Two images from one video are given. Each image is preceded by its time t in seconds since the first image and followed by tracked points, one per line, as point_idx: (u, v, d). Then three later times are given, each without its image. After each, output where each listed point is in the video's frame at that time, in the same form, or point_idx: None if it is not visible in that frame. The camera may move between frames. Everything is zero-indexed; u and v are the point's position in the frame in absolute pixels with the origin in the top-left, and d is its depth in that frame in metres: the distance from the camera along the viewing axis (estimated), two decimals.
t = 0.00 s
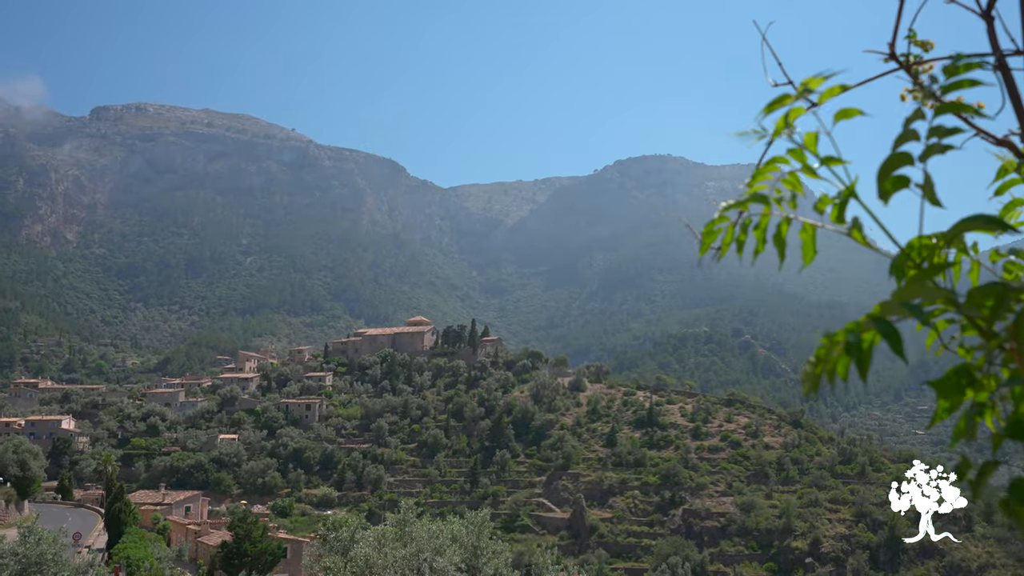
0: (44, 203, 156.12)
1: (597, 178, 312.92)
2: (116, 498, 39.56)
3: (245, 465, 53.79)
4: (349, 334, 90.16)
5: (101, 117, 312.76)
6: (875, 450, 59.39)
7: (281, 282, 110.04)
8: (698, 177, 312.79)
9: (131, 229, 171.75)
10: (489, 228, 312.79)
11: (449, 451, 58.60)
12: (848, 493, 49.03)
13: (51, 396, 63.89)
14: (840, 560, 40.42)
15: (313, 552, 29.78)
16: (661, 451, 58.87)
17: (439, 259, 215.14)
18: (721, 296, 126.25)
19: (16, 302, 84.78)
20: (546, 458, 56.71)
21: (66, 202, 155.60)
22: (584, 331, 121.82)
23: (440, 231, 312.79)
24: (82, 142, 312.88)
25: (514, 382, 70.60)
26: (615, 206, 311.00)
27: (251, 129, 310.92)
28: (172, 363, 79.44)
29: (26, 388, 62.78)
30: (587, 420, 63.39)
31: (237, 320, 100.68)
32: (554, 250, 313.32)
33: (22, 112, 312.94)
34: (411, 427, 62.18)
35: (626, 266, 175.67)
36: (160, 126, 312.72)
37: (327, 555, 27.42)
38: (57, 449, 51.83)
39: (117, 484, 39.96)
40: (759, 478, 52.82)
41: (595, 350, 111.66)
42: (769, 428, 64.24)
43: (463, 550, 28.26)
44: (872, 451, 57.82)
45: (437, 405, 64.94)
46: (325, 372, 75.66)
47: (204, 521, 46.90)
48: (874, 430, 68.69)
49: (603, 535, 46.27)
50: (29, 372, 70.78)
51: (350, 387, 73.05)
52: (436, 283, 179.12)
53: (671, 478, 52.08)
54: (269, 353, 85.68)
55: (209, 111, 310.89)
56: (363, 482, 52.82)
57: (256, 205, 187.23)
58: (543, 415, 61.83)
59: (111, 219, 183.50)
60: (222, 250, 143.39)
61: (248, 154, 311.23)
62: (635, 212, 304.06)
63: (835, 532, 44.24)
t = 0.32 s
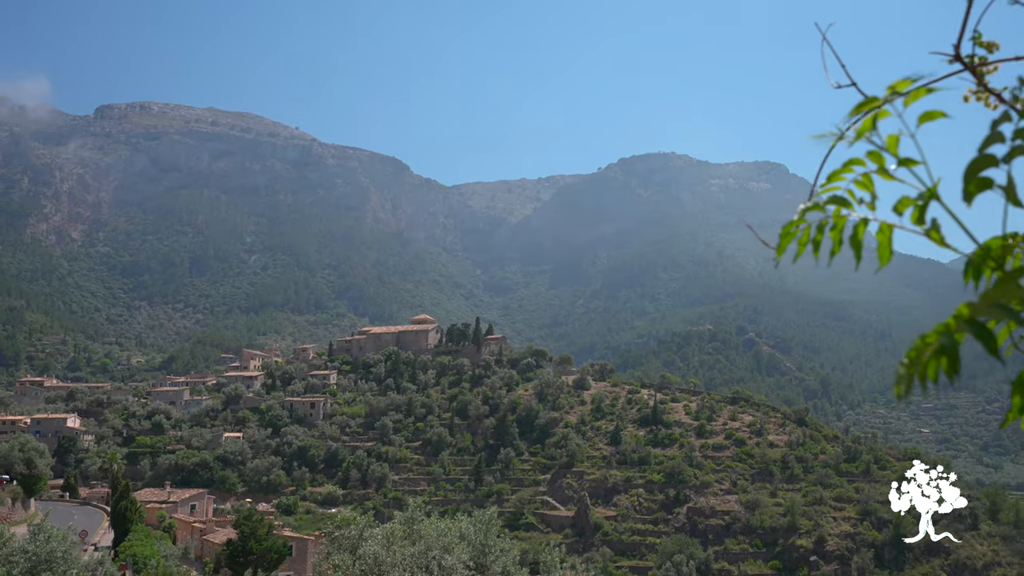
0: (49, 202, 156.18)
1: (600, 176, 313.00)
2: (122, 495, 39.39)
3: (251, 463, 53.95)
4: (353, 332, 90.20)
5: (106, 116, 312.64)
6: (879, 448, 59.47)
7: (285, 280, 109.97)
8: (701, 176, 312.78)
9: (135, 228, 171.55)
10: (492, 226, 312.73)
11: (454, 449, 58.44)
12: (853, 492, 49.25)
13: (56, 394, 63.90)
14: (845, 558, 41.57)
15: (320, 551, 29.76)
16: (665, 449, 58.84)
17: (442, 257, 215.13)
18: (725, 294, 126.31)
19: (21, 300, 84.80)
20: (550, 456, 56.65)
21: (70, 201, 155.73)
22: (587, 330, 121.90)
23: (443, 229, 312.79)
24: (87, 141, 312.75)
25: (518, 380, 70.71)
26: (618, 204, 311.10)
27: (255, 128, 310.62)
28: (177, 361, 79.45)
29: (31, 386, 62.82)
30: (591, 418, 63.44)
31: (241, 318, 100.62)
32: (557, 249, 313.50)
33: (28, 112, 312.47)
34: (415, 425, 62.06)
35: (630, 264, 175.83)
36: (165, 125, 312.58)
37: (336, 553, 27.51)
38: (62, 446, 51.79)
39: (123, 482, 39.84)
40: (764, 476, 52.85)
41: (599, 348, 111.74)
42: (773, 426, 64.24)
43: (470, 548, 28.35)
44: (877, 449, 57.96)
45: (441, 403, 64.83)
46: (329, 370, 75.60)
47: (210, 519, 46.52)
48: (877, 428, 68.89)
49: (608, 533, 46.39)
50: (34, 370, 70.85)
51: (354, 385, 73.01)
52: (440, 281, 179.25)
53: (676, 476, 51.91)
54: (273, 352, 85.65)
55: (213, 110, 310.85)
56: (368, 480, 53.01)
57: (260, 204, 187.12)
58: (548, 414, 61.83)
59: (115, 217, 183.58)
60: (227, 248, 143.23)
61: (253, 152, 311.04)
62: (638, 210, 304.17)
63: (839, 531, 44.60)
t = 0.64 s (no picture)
0: (59, 201, 156.29)
1: (607, 174, 312.98)
2: (132, 493, 39.38)
3: (259, 461, 54.04)
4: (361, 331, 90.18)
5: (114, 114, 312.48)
6: (888, 446, 59.30)
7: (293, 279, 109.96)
8: (708, 174, 312.82)
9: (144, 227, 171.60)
10: (499, 224, 312.79)
11: (461, 448, 58.50)
12: (861, 491, 49.30)
13: (65, 393, 63.98)
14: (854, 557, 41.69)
15: (332, 551, 29.68)
16: (672, 447, 58.69)
17: (450, 255, 215.31)
18: (733, 292, 126.12)
19: (30, 299, 84.79)
20: (558, 454, 56.60)
21: (79, 200, 156.26)
22: (595, 328, 121.82)
23: (450, 228, 312.77)
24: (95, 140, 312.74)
25: (526, 379, 70.65)
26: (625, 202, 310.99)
27: (262, 126, 310.59)
28: (185, 360, 79.54)
29: (41, 384, 62.95)
30: (599, 416, 63.38)
31: (250, 317, 100.67)
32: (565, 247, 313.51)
33: (36, 111, 312.37)
34: (423, 423, 61.97)
35: (638, 262, 175.81)
36: (173, 124, 312.46)
37: (348, 550, 27.65)
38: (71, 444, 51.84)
39: (134, 479, 39.83)
40: (772, 475, 52.68)
41: (606, 346, 111.66)
42: (781, 424, 64.04)
43: (482, 545, 28.39)
44: (885, 447, 57.85)
45: (449, 401, 64.73)
46: (337, 368, 75.62)
47: (219, 517, 46.34)
48: (886, 425, 68.81)
49: (616, 531, 46.37)
50: (43, 369, 71.05)
51: (362, 382, 72.98)
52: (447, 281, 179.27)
53: (684, 474, 51.95)
54: (281, 350, 85.71)
55: (221, 109, 310.62)
56: (376, 478, 53.09)
57: (268, 202, 186.93)
58: (556, 412, 61.75)
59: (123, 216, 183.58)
60: (235, 246, 143.23)
61: (260, 151, 311.02)
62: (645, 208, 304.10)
63: (848, 529, 44.74)
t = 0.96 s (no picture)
0: (76, 201, 156.86)
1: (621, 172, 312.83)
2: (151, 491, 39.57)
3: (275, 459, 54.24)
4: (376, 329, 90.22)
5: (131, 115, 312.73)
6: (905, 444, 58.83)
7: (308, 278, 110.11)
8: (723, 171, 312.67)
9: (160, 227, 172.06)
10: (513, 223, 312.95)
11: (476, 446, 58.49)
12: (878, 489, 49.07)
13: (83, 392, 64.30)
14: (872, 555, 41.55)
15: (350, 551, 29.61)
16: (688, 445, 58.34)
17: (464, 254, 215.68)
18: (748, 290, 125.56)
19: (49, 299, 85.16)
20: (573, 452, 56.37)
21: (95, 201, 157.48)
22: (610, 326, 121.58)
23: (464, 226, 312.88)
24: (111, 140, 313.54)
25: (540, 377, 70.62)
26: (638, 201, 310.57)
27: (277, 126, 310.78)
28: (202, 358, 79.80)
29: (59, 383, 63.40)
30: (613, 414, 63.11)
31: (265, 316, 100.91)
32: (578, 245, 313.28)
33: (53, 112, 313.36)
34: (438, 421, 61.87)
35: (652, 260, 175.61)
36: (188, 124, 312.71)
37: (366, 548, 27.81)
38: (89, 443, 52.07)
39: (152, 478, 40.02)
40: (788, 473, 52.34)
41: (621, 345, 111.45)
42: (797, 423, 63.70)
43: (500, 543, 28.49)
44: (903, 445, 57.43)
45: (463, 399, 64.52)
46: (352, 367, 75.61)
47: (235, 515, 46.28)
48: (903, 424, 68.21)
49: (630, 529, 46.28)
50: (61, 367, 71.64)
51: (377, 381, 73.01)
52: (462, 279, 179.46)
53: (699, 472, 51.35)
54: (297, 348, 85.96)
55: (236, 109, 310.76)
56: (391, 476, 53.22)
57: (284, 201, 187.03)
58: (570, 410, 61.45)
59: (140, 216, 184.20)
60: (251, 245, 143.49)
61: (275, 150, 311.51)
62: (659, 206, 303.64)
63: (866, 527, 44.51)
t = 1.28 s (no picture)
0: (99, 202, 157.83)
1: (639, 172, 311.96)
2: (175, 490, 39.90)
3: (296, 458, 54.47)
4: (396, 329, 90.34)
5: (152, 117, 313.16)
6: (929, 444, 58.14)
7: (329, 278, 110.45)
8: (743, 169, 312.75)
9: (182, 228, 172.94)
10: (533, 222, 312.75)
11: (496, 445, 58.45)
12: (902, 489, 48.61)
13: (107, 391, 64.75)
14: (894, 555, 41.14)
15: (373, 550, 29.61)
16: (708, 444, 57.96)
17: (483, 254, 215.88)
18: (769, 288, 124.75)
19: (73, 300, 85.72)
20: (593, 451, 56.13)
21: (118, 202, 158.98)
22: (630, 326, 121.06)
23: (483, 226, 312.91)
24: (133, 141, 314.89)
25: (560, 376, 70.48)
26: (657, 199, 310.07)
27: (296, 126, 311.42)
28: (223, 358, 80.21)
29: (83, 383, 63.90)
30: (633, 413, 62.81)
31: (286, 315, 101.30)
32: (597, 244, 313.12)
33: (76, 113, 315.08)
34: (458, 421, 61.83)
35: (671, 258, 175.27)
36: (208, 125, 313.45)
37: (390, 547, 27.86)
38: (114, 442, 52.46)
39: (176, 476, 40.33)
40: (809, 472, 51.83)
41: (641, 343, 111.06)
42: (819, 422, 63.09)
43: (524, 543, 28.46)
44: (927, 445, 56.92)
45: (483, 399, 64.43)
46: (372, 366, 75.70)
47: (258, 514, 46.53)
48: (927, 422, 67.30)
49: (652, 529, 46.09)
50: (85, 367, 72.32)
51: (397, 381, 73.12)
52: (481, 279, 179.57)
53: (720, 471, 50.97)
54: (317, 348, 86.29)
55: (256, 109, 311.23)
56: (411, 475, 53.37)
57: (305, 202, 187.54)
58: (590, 409, 61.18)
59: (162, 217, 185.17)
60: (271, 245, 143.97)
61: (294, 151, 312.11)
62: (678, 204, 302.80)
63: (888, 527, 44.29)
